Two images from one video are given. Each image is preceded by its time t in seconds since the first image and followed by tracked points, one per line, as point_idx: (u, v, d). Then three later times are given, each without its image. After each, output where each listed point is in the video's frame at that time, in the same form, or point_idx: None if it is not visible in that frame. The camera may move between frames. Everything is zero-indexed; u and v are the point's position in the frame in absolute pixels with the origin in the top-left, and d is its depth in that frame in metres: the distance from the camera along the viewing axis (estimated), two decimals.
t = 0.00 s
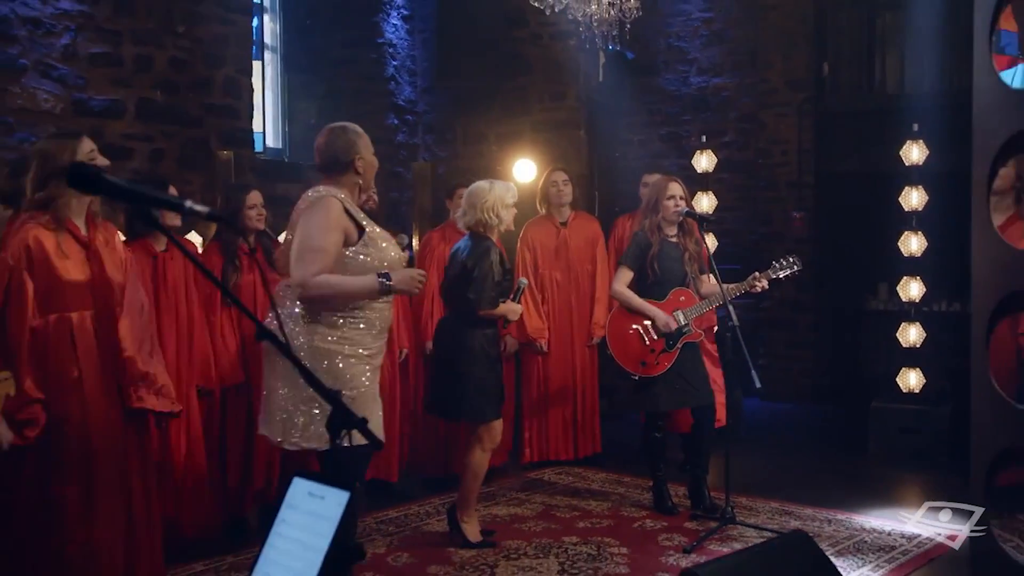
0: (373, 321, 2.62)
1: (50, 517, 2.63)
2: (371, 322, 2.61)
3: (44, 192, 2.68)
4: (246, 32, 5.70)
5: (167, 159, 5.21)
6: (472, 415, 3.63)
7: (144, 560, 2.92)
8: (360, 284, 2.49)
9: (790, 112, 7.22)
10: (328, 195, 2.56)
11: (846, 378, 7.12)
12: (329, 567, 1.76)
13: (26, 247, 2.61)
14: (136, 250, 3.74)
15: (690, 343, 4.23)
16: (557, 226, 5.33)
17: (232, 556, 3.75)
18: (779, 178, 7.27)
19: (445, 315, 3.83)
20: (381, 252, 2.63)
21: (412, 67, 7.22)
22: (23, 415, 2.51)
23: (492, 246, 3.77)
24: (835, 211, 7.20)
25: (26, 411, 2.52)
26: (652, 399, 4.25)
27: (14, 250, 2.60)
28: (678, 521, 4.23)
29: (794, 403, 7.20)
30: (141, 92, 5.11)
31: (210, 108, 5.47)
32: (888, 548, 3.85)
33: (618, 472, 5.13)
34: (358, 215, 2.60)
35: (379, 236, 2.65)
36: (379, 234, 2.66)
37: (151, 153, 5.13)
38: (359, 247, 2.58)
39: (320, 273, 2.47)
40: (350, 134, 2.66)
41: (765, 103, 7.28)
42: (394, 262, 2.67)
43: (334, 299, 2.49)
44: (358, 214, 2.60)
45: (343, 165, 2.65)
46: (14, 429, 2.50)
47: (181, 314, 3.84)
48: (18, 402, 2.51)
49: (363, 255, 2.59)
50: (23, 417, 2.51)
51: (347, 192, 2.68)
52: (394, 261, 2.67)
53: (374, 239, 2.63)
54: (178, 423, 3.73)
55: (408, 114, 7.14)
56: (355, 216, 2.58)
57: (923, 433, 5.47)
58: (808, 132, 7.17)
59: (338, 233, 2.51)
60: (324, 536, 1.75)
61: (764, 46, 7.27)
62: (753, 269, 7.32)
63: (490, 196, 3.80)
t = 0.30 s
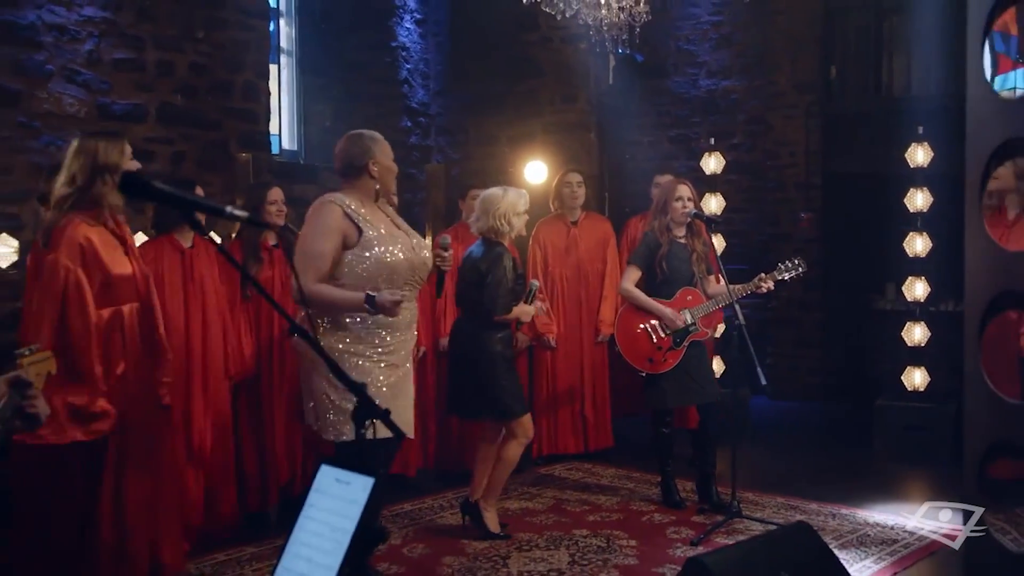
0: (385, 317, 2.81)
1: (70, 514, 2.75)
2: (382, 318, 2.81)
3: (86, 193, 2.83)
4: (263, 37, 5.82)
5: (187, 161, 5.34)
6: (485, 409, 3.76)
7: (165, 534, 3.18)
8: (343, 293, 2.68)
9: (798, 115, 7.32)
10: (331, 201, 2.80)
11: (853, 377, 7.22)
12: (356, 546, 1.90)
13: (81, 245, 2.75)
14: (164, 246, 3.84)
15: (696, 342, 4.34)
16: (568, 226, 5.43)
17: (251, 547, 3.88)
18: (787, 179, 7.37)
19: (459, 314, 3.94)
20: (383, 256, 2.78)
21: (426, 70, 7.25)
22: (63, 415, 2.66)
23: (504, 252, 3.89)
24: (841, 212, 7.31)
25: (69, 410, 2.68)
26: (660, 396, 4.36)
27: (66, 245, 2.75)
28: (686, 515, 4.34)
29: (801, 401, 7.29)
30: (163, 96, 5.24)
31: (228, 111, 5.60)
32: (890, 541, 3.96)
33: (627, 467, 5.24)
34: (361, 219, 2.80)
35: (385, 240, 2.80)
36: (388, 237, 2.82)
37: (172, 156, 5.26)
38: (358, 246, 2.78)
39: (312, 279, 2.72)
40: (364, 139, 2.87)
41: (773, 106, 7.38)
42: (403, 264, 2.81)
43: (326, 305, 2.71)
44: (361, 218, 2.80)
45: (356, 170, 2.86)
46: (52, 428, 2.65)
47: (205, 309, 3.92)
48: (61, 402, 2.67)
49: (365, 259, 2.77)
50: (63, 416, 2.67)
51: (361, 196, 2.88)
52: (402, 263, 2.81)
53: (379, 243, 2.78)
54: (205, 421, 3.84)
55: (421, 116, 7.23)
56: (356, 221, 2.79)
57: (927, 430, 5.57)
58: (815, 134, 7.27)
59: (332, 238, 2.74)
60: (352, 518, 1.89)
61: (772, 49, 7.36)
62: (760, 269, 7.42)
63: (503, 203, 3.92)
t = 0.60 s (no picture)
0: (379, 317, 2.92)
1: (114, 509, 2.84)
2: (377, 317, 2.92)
3: (131, 203, 2.86)
4: (281, 42, 5.93)
5: (206, 164, 5.46)
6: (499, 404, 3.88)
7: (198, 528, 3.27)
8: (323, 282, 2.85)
9: (807, 117, 7.41)
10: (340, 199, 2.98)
11: (862, 376, 7.30)
12: (377, 532, 2.03)
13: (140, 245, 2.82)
14: (186, 248, 3.99)
15: (704, 341, 4.43)
16: (581, 227, 5.54)
17: (272, 540, 4.00)
18: (796, 181, 7.46)
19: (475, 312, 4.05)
20: (378, 256, 2.89)
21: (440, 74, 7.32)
22: (132, 411, 2.76)
23: (522, 247, 3.98)
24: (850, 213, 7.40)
25: (132, 408, 2.76)
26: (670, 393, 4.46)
27: (123, 249, 2.81)
28: (694, 510, 4.44)
29: (810, 400, 7.37)
30: (183, 100, 5.36)
31: (247, 115, 5.71)
32: (895, 535, 4.06)
33: (637, 464, 5.34)
34: (364, 218, 2.95)
35: (385, 241, 2.92)
36: (389, 239, 2.93)
37: (192, 159, 5.38)
38: (356, 243, 2.93)
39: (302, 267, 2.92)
40: (381, 142, 3.02)
41: (781, 108, 7.48)
42: (399, 267, 2.91)
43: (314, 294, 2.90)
44: (364, 216, 2.95)
45: (371, 171, 3.02)
46: (126, 423, 2.75)
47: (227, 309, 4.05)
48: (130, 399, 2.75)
49: (360, 257, 2.90)
50: (135, 411, 2.76)
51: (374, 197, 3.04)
52: (398, 265, 2.90)
53: (376, 244, 2.91)
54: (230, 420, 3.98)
55: (434, 119, 7.27)
56: (358, 220, 2.94)
57: (933, 429, 5.66)
58: (824, 136, 7.36)
59: (330, 233, 2.92)
60: (374, 505, 2.02)
61: (781, 52, 7.46)
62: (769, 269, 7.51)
63: (520, 200, 4.01)
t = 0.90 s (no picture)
0: (381, 318, 3.03)
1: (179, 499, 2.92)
2: (379, 318, 3.03)
3: (166, 205, 2.94)
4: (299, 49, 6.02)
5: (228, 170, 5.58)
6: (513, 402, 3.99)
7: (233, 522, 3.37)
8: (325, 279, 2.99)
9: (818, 120, 7.48)
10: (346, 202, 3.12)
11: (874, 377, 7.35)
12: (396, 521, 2.13)
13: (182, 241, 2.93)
14: (206, 252, 4.10)
15: (716, 341, 4.51)
16: (595, 230, 5.61)
17: (293, 535, 4.12)
18: (808, 184, 7.53)
19: (489, 315, 4.15)
20: (376, 255, 3.01)
21: (455, 79, 7.33)
22: (218, 398, 2.87)
23: (537, 249, 4.06)
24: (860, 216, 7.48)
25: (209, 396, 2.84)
26: (682, 393, 4.55)
27: (171, 247, 2.90)
28: (705, 507, 4.52)
29: (823, 401, 7.43)
30: (205, 108, 5.49)
31: (267, 121, 5.83)
32: (900, 532, 4.13)
33: (650, 463, 5.42)
34: (365, 219, 3.07)
35: (384, 241, 3.04)
36: (388, 239, 3.05)
37: (214, 165, 5.51)
38: (357, 243, 3.05)
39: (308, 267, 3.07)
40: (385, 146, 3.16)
41: (793, 111, 7.54)
42: (396, 267, 3.02)
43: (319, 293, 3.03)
44: (365, 218, 3.08)
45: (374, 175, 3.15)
46: (214, 410, 2.85)
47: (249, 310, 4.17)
48: (213, 386, 2.86)
49: (359, 257, 3.02)
50: (219, 397, 2.87)
51: (379, 199, 3.17)
52: (395, 265, 3.01)
53: (376, 244, 3.03)
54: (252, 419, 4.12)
55: (451, 124, 7.30)
56: (360, 221, 3.07)
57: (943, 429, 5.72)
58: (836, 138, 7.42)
59: (333, 233, 3.06)
60: (392, 495, 2.12)
61: (793, 55, 7.52)
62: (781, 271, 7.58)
63: (536, 202, 4.11)
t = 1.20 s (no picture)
0: (391, 325, 3.16)
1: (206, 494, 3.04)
2: (389, 325, 3.16)
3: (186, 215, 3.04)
4: (313, 60, 6.15)
5: (244, 179, 5.72)
6: (522, 405, 4.10)
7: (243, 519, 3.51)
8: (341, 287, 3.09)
9: (825, 127, 7.58)
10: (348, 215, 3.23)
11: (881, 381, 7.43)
12: (405, 514, 2.24)
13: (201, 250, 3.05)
14: (225, 260, 4.21)
15: (721, 346, 4.62)
16: (603, 237, 5.71)
17: (307, 535, 4.25)
18: (815, 191, 7.63)
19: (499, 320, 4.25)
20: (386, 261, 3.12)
21: (466, 88, 7.41)
22: (245, 395, 3.01)
23: (545, 261, 4.20)
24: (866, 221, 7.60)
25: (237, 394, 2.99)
26: (686, 397, 4.65)
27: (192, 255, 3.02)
28: (710, 508, 4.63)
29: (830, 404, 7.51)
30: (222, 119, 5.63)
31: (282, 132, 5.97)
32: (901, 532, 4.22)
33: (657, 465, 5.53)
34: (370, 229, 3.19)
35: (391, 248, 3.16)
36: (394, 247, 3.17)
37: (230, 175, 5.64)
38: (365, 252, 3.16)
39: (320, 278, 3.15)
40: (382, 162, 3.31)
41: (800, 118, 7.64)
42: (405, 272, 3.14)
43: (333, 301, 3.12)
44: (370, 228, 3.20)
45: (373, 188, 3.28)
46: (240, 407, 3.01)
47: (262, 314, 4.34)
48: (240, 384, 3.00)
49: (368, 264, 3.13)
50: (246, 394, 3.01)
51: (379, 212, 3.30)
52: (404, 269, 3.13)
53: (384, 252, 3.14)
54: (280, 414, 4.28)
55: (462, 132, 7.39)
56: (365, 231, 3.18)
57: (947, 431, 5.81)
58: (842, 145, 7.51)
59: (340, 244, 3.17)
60: (402, 490, 2.24)
61: (799, 63, 7.63)
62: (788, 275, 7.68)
63: (540, 216, 4.23)
